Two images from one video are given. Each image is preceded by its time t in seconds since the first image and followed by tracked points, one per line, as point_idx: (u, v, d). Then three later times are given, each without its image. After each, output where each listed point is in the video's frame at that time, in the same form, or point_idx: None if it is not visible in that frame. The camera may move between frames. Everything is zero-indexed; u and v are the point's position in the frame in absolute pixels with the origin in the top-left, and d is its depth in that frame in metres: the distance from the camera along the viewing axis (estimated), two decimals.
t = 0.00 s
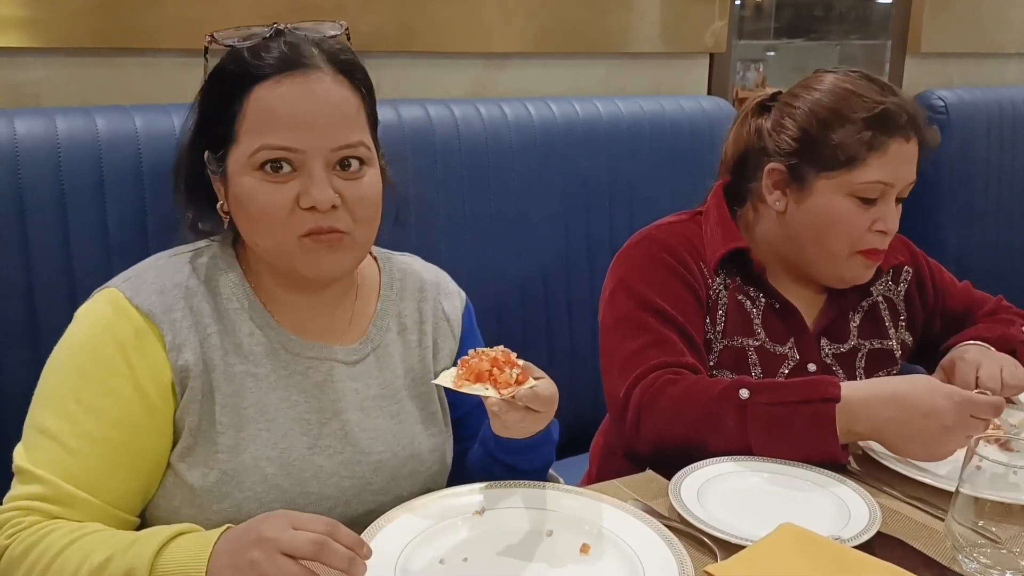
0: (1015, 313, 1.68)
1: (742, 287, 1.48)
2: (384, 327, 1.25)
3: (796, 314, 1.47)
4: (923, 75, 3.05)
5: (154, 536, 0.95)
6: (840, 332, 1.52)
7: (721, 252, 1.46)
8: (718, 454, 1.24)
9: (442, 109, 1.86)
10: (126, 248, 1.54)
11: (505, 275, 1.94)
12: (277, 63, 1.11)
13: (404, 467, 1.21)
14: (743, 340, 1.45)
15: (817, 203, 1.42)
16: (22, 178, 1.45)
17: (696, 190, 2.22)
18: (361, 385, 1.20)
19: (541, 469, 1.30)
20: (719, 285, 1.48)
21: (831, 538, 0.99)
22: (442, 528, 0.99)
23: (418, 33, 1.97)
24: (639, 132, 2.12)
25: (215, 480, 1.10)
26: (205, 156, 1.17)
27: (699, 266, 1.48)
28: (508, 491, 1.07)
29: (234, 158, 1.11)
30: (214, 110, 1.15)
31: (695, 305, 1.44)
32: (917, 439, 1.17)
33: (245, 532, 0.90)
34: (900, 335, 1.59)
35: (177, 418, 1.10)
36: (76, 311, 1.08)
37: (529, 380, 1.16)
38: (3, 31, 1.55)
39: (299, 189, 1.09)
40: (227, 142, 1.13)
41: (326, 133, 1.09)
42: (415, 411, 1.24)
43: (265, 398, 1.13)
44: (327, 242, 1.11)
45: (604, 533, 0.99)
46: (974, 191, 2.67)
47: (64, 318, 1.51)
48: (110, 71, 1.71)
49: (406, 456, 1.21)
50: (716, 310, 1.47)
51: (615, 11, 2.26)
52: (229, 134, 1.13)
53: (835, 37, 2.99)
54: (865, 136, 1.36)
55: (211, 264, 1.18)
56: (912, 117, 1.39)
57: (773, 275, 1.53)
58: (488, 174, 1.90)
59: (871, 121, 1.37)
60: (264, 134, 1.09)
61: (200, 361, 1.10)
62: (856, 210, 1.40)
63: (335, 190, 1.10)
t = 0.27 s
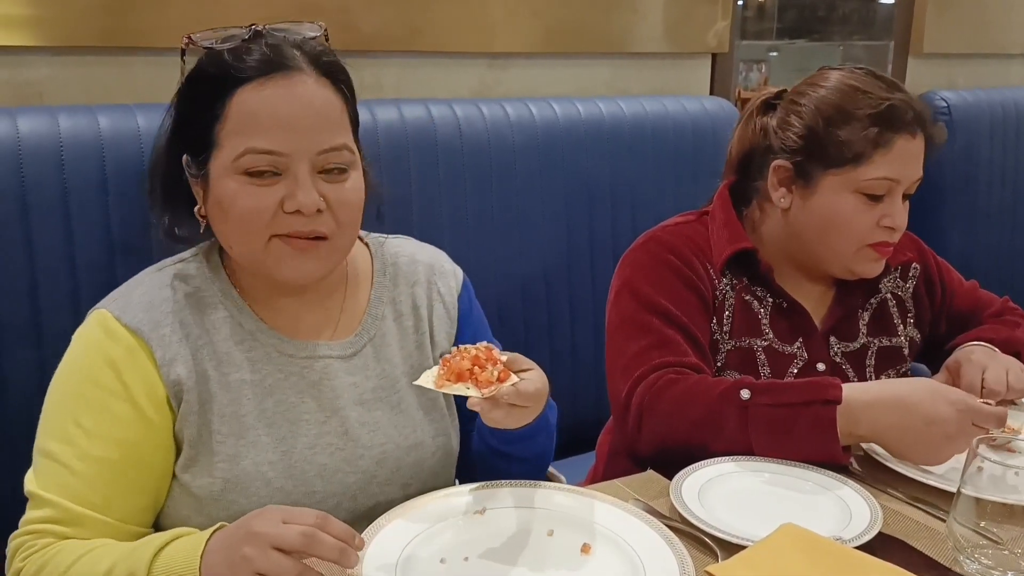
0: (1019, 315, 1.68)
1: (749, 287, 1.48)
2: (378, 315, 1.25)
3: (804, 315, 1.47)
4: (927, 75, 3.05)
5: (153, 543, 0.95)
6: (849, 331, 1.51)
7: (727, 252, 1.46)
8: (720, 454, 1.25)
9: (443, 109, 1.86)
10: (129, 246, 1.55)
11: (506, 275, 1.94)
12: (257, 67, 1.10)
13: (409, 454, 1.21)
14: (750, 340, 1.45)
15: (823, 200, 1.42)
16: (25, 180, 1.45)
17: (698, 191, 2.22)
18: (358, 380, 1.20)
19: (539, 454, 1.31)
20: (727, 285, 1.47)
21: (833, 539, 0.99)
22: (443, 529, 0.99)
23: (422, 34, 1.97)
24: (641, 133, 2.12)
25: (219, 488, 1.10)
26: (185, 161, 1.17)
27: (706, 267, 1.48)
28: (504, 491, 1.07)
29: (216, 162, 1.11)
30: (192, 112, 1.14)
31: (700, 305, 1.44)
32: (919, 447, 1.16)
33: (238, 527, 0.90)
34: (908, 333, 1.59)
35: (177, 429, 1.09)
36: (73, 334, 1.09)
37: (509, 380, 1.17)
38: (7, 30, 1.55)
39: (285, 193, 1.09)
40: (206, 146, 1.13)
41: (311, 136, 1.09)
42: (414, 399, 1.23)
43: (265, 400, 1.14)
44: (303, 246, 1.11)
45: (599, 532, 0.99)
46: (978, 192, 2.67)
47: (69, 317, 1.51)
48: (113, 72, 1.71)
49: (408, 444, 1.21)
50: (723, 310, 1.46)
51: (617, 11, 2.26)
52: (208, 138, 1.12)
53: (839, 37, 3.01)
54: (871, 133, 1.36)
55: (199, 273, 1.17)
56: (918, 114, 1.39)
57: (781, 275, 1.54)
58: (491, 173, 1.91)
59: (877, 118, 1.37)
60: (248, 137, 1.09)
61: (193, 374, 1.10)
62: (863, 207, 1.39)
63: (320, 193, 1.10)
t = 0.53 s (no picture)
0: None
1: (752, 286, 1.47)
2: (372, 310, 1.25)
3: (808, 315, 1.46)
4: (928, 75, 3.05)
5: (149, 542, 0.95)
6: (853, 332, 1.51)
7: (732, 252, 1.45)
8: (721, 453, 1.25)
9: (446, 107, 1.86)
10: (129, 243, 1.54)
11: (507, 274, 1.94)
12: (266, 62, 1.10)
13: (405, 449, 1.21)
14: (753, 340, 1.45)
15: (829, 204, 1.41)
16: (25, 177, 1.45)
17: (700, 190, 2.22)
18: (354, 374, 1.20)
19: (535, 447, 1.31)
20: (730, 285, 1.47)
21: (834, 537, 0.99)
22: (444, 526, 0.98)
23: (423, 32, 1.97)
24: (644, 132, 2.12)
25: (214, 483, 1.10)
26: (194, 155, 1.16)
27: (711, 266, 1.48)
28: (504, 489, 1.06)
29: (227, 156, 1.11)
30: (201, 106, 1.14)
31: (703, 304, 1.43)
32: (918, 449, 1.16)
33: (236, 525, 0.90)
34: (915, 333, 1.58)
35: (172, 425, 1.09)
36: (67, 329, 1.08)
37: (511, 366, 1.16)
38: (7, 26, 1.55)
39: (298, 188, 1.09)
40: (216, 140, 1.12)
41: (323, 133, 1.09)
42: (410, 394, 1.24)
43: (262, 394, 1.13)
44: (320, 240, 1.11)
45: (600, 531, 0.98)
46: (980, 193, 2.66)
47: (69, 314, 1.51)
48: (114, 69, 1.71)
49: (405, 438, 1.21)
50: (727, 310, 1.46)
51: (620, 9, 2.26)
52: (219, 132, 1.12)
53: (840, 37, 3.00)
54: (881, 138, 1.36)
55: (193, 273, 1.16)
56: (928, 119, 1.38)
57: (787, 276, 1.54)
58: (493, 172, 1.90)
59: (887, 123, 1.36)
60: (261, 133, 1.08)
61: (188, 369, 1.09)
62: (869, 212, 1.39)
63: (334, 189, 1.10)
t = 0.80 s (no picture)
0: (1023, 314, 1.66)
1: (750, 287, 1.47)
2: (373, 313, 1.25)
3: (805, 315, 1.46)
4: (930, 76, 3.05)
5: (147, 538, 0.95)
6: (850, 332, 1.51)
7: (730, 251, 1.45)
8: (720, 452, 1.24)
9: (447, 106, 1.86)
10: (129, 241, 1.54)
11: (508, 273, 1.94)
12: (279, 60, 1.10)
13: (398, 451, 1.20)
14: (751, 340, 1.45)
15: (828, 202, 1.41)
16: (26, 175, 1.45)
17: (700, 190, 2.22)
18: (354, 372, 1.20)
19: (530, 452, 1.31)
20: (728, 284, 1.47)
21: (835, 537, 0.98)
22: (443, 525, 0.98)
23: (425, 31, 1.97)
24: (645, 132, 2.11)
25: (206, 471, 1.10)
26: (204, 151, 1.16)
27: (708, 266, 1.48)
28: (504, 488, 1.06)
29: (240, 153, 1.10)
30: (212, 102, 1.14)
31: (702, 303, 1.43)
32: (912, 438, 1.16)
33: (240, 528, 0.90)
34: (911, 334, 1.59)
35: (167, 412, 1.09)
36: (64, 312, 1.08)
37: (512, 365, 1.15)
38: (8, 25, 1.55)
39: (310, 186, 1.09)
40: (228, 136, 1.12)
41: (335, 131, 1.09)
42: (407, 399, 1.23)
43: (258, 385, 1.13)
44: (328, 242, 1.12)
45: (600, 530, 0.98)
46: (982, 194, 2.66)
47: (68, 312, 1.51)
48: (115, 68, 1.71)
49: (399, 441, 1.21)
50: (725, 309, 1.46)
51: (621, 9, 2.26)
52: (231, 129, 1.11)
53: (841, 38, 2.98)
54: (880, 136, 1.35)
55: (196, 261, 1.16)
56: (927, 118, 1.38)
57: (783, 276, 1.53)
58: (494, 171, 1.90)
59: (886, 122, 1.36)
60: (275, 131, 1.08)
61: (186, 353, 1.09)
62: (867, 211, 1.39)
63: (345, 188, 1.10)
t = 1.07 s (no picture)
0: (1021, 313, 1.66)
1: (747, 287, 1.47)
2: (374, 307, 1.25)
3: (803, 314, 1.46)
4: (930, 75, 3.04)
5: (151, 540, 0.95)
6: (849, 330, 1.51)
7: (725, 252, 1.45)
8: (717, 451, 1.24)
9: (445, 106, 1.86)
10: (130, 241, 1.54)
11: (507, 274, 1.94)
12: (283, 61, 1.10)
13: (406, 444, 1.21)
14: (748, 340, 1.45)
15: (818, 199, 1.41)
16: (26, 176, 1.45)
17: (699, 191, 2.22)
18: (355, 372, 1.19)
19: (535, 442, 1.31)
20: (725, 285, 1.47)
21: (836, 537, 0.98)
22: (444, 525, 0.98)
23: (425, 31, 1.96)
24: (643, 132, 2.11)
25: (215, 476, 1.10)
26: (202, 151, 1.15)
27: (704, 268, 1.47)
28: (505, 489, 1.06)
29: (245, 155, 1.10)
30: (211, 102, 1.13)
31: (698, 304, 1.43)
32: (904, 426, 1.15)
33: (239, 526, 0.90)
34: (910, 332, 1.59)
35: (171, 417, 1.08)
36: (67, 323, 1.08)
37: (512, 352, 1.15)
38: (8, 26, 1.55)
39: (316, 187, 1.09)
40: (231, 138, 1.11)
41: (341, 131, 1.09)
42: (411, 390, 1.24)
43: (262, 387, 1.13)
44: (334, 237, 1.11)
45: (602, 531, 0.98)
46: (982, 192, 2.66)
47: (68, 313, 1.51)
48: (114, 69, 1.71)
49: (404, 434, 1.21)
50: (722, 310, 1.46)
51: (622, 9, 2.26)
52: (234, 130, 1.11)
53: (841, 38, 2.99)
54: (868, 132, 1.35)
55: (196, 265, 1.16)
56: (915, 113, 1.38)
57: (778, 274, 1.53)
58: (493, 171, 1.90)
59: (874, 118, 1.36)
60: (281, 132, 1.08)
61: (188, 361, 1.09)
62: (858, 207, 1.39)
63: (350, 188, 1.10)
